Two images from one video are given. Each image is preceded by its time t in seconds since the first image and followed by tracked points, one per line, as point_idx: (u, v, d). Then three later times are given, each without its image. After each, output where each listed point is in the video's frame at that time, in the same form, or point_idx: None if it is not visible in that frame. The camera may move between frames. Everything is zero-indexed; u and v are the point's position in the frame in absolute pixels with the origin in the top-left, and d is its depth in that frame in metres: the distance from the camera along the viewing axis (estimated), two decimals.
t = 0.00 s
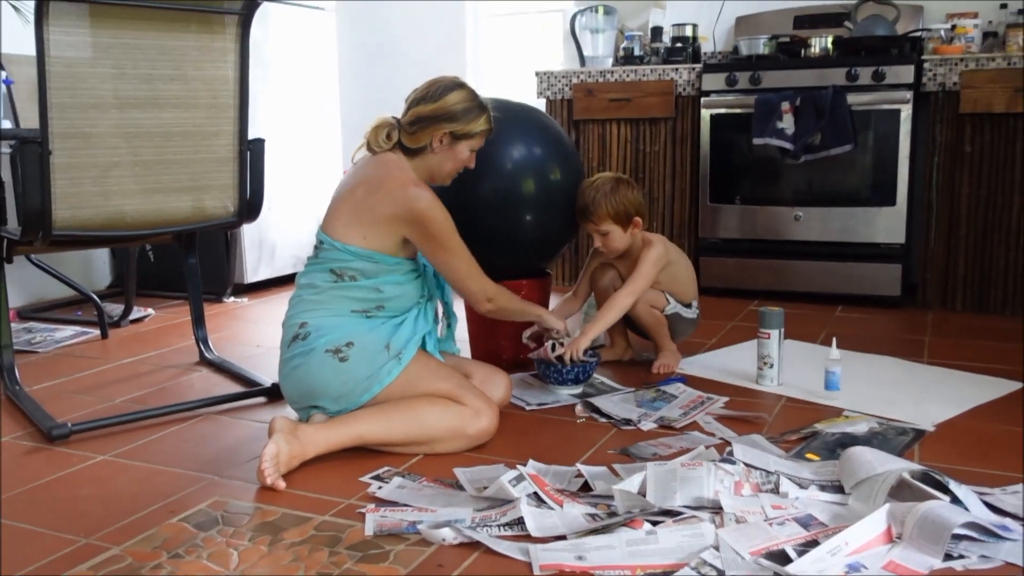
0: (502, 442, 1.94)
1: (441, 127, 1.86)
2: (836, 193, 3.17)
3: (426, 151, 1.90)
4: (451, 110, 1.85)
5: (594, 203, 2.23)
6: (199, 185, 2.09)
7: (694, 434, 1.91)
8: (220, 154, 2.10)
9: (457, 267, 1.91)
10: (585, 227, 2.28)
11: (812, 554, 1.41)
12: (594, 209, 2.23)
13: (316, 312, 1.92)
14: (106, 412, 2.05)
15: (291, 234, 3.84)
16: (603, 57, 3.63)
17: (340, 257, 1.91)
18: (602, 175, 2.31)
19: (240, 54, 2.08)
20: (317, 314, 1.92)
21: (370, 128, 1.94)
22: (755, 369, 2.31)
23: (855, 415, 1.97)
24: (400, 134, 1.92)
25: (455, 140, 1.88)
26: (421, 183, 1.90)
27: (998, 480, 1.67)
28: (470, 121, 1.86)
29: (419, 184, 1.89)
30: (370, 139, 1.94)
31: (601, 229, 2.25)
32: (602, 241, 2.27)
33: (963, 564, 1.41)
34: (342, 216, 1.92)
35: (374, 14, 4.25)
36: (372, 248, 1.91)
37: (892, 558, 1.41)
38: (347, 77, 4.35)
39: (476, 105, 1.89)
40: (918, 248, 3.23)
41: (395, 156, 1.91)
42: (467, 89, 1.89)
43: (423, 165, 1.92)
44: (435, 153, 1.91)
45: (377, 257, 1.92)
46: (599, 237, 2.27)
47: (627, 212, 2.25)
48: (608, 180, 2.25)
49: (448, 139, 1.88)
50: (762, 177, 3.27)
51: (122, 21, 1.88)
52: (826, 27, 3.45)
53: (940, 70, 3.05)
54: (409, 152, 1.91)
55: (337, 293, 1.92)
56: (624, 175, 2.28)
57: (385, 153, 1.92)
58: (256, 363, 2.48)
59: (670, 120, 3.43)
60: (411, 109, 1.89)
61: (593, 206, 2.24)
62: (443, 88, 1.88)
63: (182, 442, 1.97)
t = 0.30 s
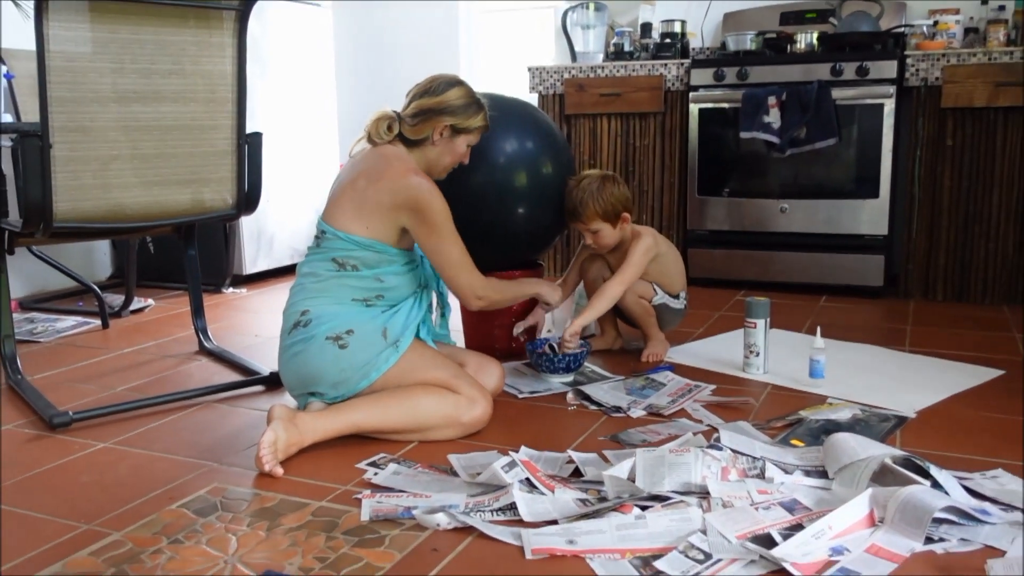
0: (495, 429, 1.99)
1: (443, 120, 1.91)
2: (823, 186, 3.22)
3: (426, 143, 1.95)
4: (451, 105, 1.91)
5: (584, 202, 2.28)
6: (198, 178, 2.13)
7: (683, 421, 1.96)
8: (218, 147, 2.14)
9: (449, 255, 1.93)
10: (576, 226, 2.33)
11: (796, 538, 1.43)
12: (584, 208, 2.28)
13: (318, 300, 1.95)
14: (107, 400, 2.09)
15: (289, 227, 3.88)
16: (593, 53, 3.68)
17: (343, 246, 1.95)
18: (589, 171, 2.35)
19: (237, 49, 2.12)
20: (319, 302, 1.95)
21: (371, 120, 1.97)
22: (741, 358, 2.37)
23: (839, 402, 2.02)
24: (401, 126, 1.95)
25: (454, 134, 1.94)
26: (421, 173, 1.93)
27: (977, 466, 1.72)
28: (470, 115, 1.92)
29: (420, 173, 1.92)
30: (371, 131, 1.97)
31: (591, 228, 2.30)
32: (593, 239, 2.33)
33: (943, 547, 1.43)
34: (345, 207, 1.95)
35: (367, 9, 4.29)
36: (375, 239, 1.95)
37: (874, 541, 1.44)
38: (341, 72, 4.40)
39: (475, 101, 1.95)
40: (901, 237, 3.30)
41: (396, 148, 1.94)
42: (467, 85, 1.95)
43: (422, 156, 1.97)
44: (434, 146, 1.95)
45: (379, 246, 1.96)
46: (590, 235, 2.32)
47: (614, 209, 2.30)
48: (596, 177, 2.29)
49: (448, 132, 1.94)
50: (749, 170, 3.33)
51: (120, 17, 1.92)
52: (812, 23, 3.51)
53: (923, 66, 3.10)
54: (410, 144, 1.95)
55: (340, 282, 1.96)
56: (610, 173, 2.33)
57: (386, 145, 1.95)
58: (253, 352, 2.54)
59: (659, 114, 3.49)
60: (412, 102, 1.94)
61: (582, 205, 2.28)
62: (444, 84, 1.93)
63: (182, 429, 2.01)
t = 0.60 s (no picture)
0: (483, 418, 1.98)
1: (414, 100, 1.88)
2: (812, 176, 3.23)
3: (396, 126, 1.92)
4: (422, 86, 1.88)
5: (575, 192, 2.25)
6: (184, 164, 2.12)
7: (671, 410, 1.95)
8: (205, 133, 2.13)
9: (386, 247, 1.89)
10: (567, 216, 2.30)
11: (783, 526, 1.42)
12: (576, 198, 2.25)
13: (297, 290, 1.95)
14: (92, 388, 2.07)
15: (278, 215, 3.88)
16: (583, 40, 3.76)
17: (315, 236, 1.96)
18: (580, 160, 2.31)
19: (223, 33, 2.10)
20: (298, 291, 1.95)
21: (344, 103, 1.96)
22: (730, 347, 2.37)
23: (827, 391, 2.02)
24: (372, 109, 1.93)
25: (425, 116, 1.91)
26: (388, 159, 1.92)
27: (964, 454, 1.72)
28: (441, 97, 1.89)
29: (387, 160, 1.92)
30: (343, 115, 1.96)
31: (583, 218, 2.27)
32: (585, 230, 2.30)
33: (930, 535, 1.43)
34: (310, 194, 1.96)
35: None
36: (342, 226, 1.95)
37: (861, 529, 1.44)
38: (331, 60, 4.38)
39: (447, 84, 1.93)
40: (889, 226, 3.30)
41: (366, 133, 1.93)
42: (439, 68, 1.93)
43: (392, 140, 1.94)
44: (405, 129, 1.93)
45: (345, 233, 1.96)
46: (581, 225, 2.29)
47: (606, 199, 2.26)
48: (588, 167, 2.25)
49: (419, 114, 1.91)
50: (738, 160, 3.33)
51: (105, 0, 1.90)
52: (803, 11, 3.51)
53: (913, 55, 3.09)
54: (380, 127, 1.93)
55: (314, 270, 1.96)
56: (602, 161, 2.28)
57: (357, 129, 1.94)
58: (240, 340, 2.54)
59: (650, 103, 3.49)
60: (384, 84, 1.92)
61: (573, 195, 2.25)
62: (416, 65, 1.91)
63: (168, 418, 2.00)
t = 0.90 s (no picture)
0: (470, 407, 1.98)
1: (395, 88, 1.88)
2: (798, 167, 3.24)
3: (377, 114, 1.92)
4: (403, 73, 1.88)
5: (560, 186, 2.24)
6: (167, 153, 2.11)
7: (657, 400, 1.96)
8: (189, 122, 2.12)
9: (375, 235, 1.89)
10: (552, 209, 2.30)
11: (769, 515, 1.43)
12: (561, 191, 2.24)
13: (280, 280, 1.94)
14: (75, 378, 2.06)
15: (263, 205, 3.87)
16: (571, 30, 3.75)
17: (297, 225, 1.94)
18: (565, 153, 2.30)
19: (207, 19, 2.08)
20: (282, 282, 1.94)
21: (324, 91, 1.95)
22: (716, 337, 2.38)
23: (812, 380, 2.03)
24: (353, 97, 1.93)
25: (406, 104, 1.90)
26: (369, 147, 1.91)
27: (949, 443, 1.73)
28: (422, 84, 1.89)
29: (368, 147, 1.91)
30: (324, 103, 1.95)
31: (569, 211, 2.27)
32: (571, 222, 2.30)
33: (913, 523, 1.44)
34: (292, 182, 1.95)
35: None
36: (325, 215, 1.94)
37: (845, 518, 1.45)
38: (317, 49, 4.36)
39: (429, 71, 1.92)
40: (874, 218, 3.31)
41: (347, 121, 1.93)
42: (420, 54, 1.92)
43: (372, 128, 1.94)
44: (386, 116, 1.92)
45: (328, 223, 1.94)
46: (568, 217, 2.29)
47: (592, 190, 2.26)
48: (572, 158, 2.25)
49: (400, 102, 1.90)
50: (725, 151, 3.34)
51: None
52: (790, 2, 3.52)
53: (899, 46, 3.11)
54: (361, 115, 1.93)
55: (297, 260, 1.95)
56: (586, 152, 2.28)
57: (338, 117, 1.94)
58: (226, 330, 2.53)
59: (636, 93, 3.49)
60: (364, 71, 1.91)
61: (559, 189, 2.25)
62: (397, 52, 1.90)
63: (153, 409, 1.99)
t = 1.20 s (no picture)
0: (455, 398, 1.98)
1: (384, 80, 1.87)
2: (782, 160, 3.25)
3: (366, 105, 1.91)
4: (392, 66, 1.87)
5: (547, 179, 2.24)
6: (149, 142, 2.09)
7: (641, 391, 1.96)
8: (172, 110, 2.13)
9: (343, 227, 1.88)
10: (538, 201, 2.30)
11: (751, 505, 1.44)
12: (547, 184, 2.24)
13: (265, 270, 1.93)
14: (57, 367, 2.05)
15: (246, 194, 3.85)
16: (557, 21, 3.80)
17: (283, 215, 1.93)
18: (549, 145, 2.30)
19: (191, 11, 2.11)
20: (267, 271, 1.93)
21: (312, 82, 1.95)
22: (700, 329, 2.39)
23: (795, 372, 2.05)
24: (341, 88, 1.92)
25: (395, 96, 1.89)
26: (354, 137, 1.90)
27: (928, 434, 1.74)
28: (411, 77, 1.88)
29: (354, 136, 1.90)
30: (312, 93, 1.95)
31: (556, 204, 2.27)
32: (557, 214, 2.30)
33: (894, 513, 1.45)
34: (277, 171, 1.94)
35: None
36: (311, 205, 1.93)
37: (827, 508, 1.46)
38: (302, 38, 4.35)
39: (418, 63, 1.91)
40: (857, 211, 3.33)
41: (334, 111, 1.92)
42: (409, 46, 1.91)
43: (360, 119, 1.93)
44: (374, 108, 1.91)
45: (314, 212, 1.94)
46: (554, 209, 2.30)
47: (577, 182, 2.26)
48: (557, 150, 2.25)
49: (389, 94, 1.89)
50: (710, 144, 3.35)
51: None
52: None
53: (883, 40, 3.13)
54: (348, 105, 1.92)
55: (282, 250, 1.94)
56: (570, 144, 2.27)
57: (325, 107, 1.93)
58: (209, 320, 2.52)
59: (622, 85, 3.49)
60: (353, 62, 1.90)
61: (545, 182, 2.25)
62: (386, 43, 1.89)
63: (135, 399, 1.97)
